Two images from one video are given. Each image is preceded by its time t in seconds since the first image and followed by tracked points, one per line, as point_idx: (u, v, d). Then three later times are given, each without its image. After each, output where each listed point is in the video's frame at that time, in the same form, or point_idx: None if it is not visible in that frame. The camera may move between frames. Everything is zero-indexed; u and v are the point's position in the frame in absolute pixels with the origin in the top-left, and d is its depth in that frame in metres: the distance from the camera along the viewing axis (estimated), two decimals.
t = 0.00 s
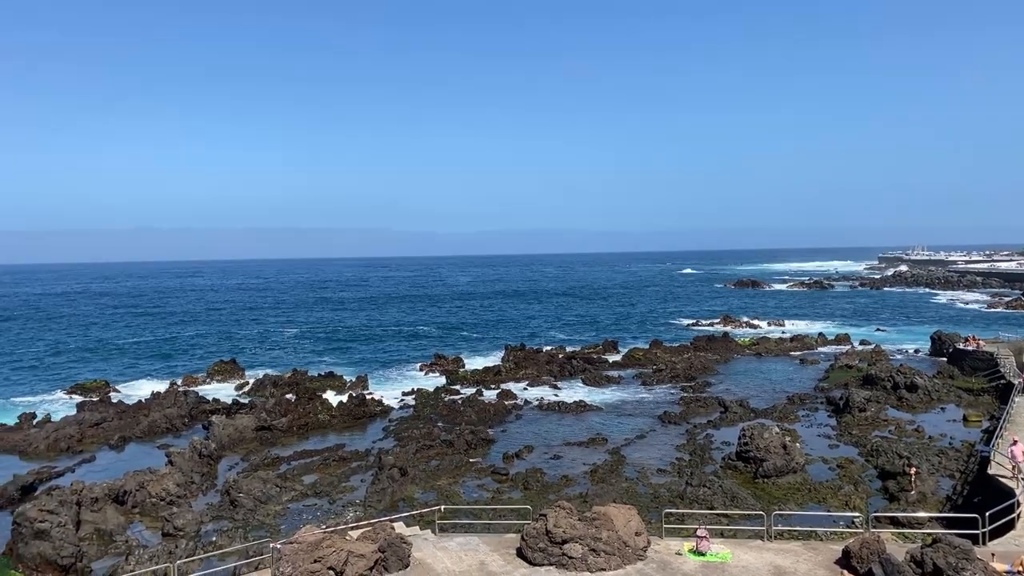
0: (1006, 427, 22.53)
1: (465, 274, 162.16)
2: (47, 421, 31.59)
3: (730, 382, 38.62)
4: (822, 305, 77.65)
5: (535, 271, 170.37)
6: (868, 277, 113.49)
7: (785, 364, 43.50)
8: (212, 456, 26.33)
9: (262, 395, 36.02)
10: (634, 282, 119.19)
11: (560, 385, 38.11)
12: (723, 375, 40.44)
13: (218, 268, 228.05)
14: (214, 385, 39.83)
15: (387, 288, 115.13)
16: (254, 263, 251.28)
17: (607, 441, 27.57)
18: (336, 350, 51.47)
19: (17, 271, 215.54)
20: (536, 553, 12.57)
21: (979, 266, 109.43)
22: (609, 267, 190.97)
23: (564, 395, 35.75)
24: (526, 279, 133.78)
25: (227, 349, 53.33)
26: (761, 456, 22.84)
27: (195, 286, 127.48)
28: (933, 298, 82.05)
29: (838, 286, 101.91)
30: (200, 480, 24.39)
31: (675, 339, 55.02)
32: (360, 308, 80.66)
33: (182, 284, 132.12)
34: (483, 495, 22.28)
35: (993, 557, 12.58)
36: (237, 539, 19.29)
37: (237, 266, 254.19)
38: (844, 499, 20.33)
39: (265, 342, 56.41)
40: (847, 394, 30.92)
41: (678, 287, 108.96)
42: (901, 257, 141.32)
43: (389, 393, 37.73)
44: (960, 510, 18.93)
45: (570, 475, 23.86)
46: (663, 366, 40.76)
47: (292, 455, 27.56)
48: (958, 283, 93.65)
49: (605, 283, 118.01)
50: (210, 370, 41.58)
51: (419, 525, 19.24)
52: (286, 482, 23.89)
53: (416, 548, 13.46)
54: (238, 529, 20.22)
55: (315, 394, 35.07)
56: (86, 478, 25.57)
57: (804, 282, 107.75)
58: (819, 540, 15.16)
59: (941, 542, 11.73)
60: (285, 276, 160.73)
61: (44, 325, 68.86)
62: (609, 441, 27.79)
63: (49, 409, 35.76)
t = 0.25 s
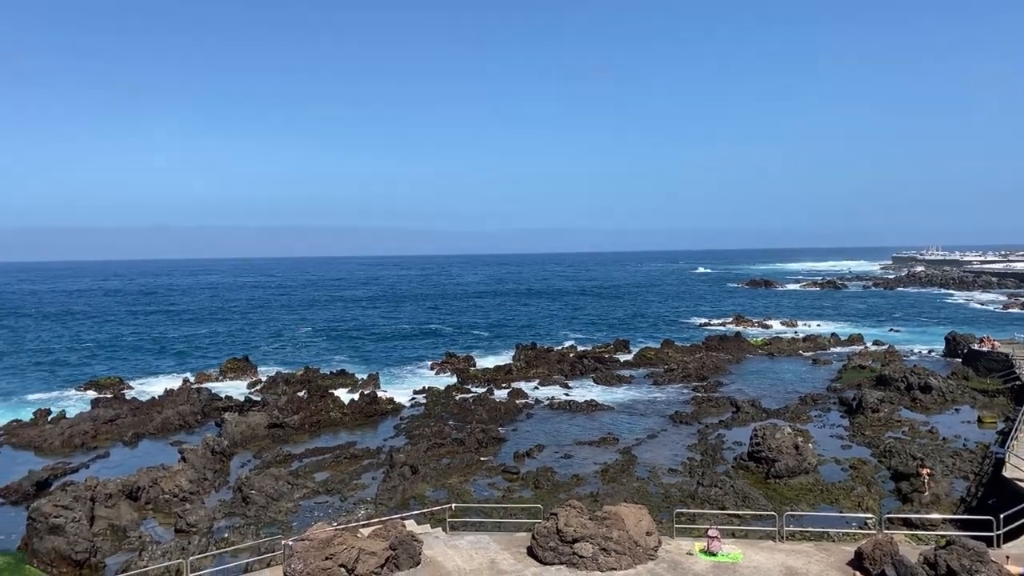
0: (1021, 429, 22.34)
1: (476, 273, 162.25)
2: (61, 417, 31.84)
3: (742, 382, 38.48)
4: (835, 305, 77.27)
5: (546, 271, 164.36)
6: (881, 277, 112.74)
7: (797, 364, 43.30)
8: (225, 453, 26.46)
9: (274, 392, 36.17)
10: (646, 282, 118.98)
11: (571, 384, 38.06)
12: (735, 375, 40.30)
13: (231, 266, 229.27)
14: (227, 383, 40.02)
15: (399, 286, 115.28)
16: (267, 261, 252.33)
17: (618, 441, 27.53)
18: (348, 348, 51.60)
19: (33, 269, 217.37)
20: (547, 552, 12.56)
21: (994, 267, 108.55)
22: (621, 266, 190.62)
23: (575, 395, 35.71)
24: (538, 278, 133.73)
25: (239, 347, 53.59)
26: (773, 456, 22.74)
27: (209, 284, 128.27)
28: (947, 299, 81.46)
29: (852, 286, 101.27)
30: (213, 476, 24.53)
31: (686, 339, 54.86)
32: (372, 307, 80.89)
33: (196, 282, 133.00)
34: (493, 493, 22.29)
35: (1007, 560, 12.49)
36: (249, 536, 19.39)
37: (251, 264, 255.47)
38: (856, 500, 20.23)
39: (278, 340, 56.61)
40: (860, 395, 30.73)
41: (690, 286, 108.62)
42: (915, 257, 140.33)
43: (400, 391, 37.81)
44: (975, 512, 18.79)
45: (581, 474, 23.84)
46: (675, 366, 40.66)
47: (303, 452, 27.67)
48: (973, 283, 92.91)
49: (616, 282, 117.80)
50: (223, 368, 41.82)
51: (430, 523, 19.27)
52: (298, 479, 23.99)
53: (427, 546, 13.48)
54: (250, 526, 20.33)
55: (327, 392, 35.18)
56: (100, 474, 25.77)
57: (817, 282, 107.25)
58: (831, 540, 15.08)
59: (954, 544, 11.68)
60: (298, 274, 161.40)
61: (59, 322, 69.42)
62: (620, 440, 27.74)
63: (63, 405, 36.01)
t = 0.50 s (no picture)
0: None
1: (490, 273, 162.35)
2: (79, 416, 32.13)
3: (757, 383, 38.29)
4: (850, 305, 76.83)
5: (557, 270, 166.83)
6: (898, 278, 111.85)
7: (813, 365, 43.04)
8: (240, 452, 26.60)
9: (289, 392, 36.33)
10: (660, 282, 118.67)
11: (585, 385, 38.00)
12: (750, 376, 40.12)
13: (246, 266, 230.52)
14: (242, 382, 40.24)
15: (413, 287, 115.51)
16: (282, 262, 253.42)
17: (632, 441, 27.48)
18: (362, 348, 51.75)
19: (51, 269, 219.42)
20: (560, 553, 12.56)
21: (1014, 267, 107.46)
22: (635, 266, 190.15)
23: (589, 395, 35.66)
24: (551, 278, 133.66)
25: (255, 347, 53.91)
26: (788, 457, 22.61)
27: (225, 284, 129.08)
28: (965, 300, 80.71)
29: (868, 286, 100.51)
30: (228, 476, 24.67)
31: (701, 339, 54.64)
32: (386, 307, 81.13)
33: (212, 282, 133.87)
34: (507, 494, 22.30)
35: None
36: (263, 535, 19.50)
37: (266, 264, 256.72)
38: (873, 502, 20.08)
39: (292, 340, 56.86)
40: (876, 396, 30.50)
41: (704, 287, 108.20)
42: (933, 257, 139.09)
43: (413, 391, 37.88)
44: (993, 515, 18.61)
45: (595, 475, 23.80)
46: (689, 367, 40.53)
47: (318, 451, 27.78)
48: (992, 284, 91.98)
49: (630, 283, 117.51)
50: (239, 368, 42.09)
51: (444, 523, 19.31)
52: (312, 478, 24.08)
53: (441, 546, 13.50)
54: (265, 524, 20.43)
55: (341, 392, 35.29)
56: (117, 473, 25.99)
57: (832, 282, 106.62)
58: (847, 543, 14.94)
59: (972, 547, 11.55)
60: (313, 275, 162.11)
61: (77, 322, 70.07)
62: (634, 441, 27.69)
63: (81, 404, 36.34)
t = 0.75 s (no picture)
0: None
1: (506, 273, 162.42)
2: (101, 415, 32.47)
3: (776, 384, 38.04)
4: (870, 306, 76.25)
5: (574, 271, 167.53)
6: (918, 278, 110.78)
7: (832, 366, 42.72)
8: (259, 451, 26.77)
9: (307, 391, 36.51)
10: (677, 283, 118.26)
11: (602, 385, 37.93)
12: (768, 377, 39.88)
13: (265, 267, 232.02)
14: (261, 382, 40.51)
15: (430, 287, 115.72)
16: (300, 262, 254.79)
17: (650, 442, 27.41)
18: (379, 348, 51.93)
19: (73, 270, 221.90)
20: (578, 553, 12.57)
21: None
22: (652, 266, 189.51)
23: (606, 396, 35.58)
24: (568, 279, 133.50)
25: (273, 346, 54.28)
26: (807, 459, 22.45)
27: (244, 284, 130.03)
28: (987, 300, 79.82)
29: (888, 287, 99.60)
30: (247, 474, 24.84)
31: (719, 340, 54.39)
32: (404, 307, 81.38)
33: (231, 282, 134.88)
34: (524, 494, 22.30)
35: None
36: (282, 533, 19.61)
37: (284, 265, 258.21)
38: (894, 504, 19.90)
39: (310, 340, 57.12)
40: (897, 397, 30.23)
41: (722, 287, 107.69)
42: (954, 257, 137.64)
43: (430, 391, 37.96)
44: (1017, 519, 18.38)
45: (612, 475, 23.75)
46: (707, 367, 40.36)
47: (336, 451, 27.91)
48: (1014, 284, 90.89)
49: (647, 283, 117.15)
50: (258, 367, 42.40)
51: (461, 523, 19.36)
52: (331, 477, 24.20)
53: (458, 546, 13.52)
54: (284, 523, 20.56)
55: (359, 391, 35.43)
56: (138, 471, 26.23)
57: (851, 282, 105.80)
58: (867, 545, 14.82)
59: (995, 550, 11.43)
60: (330, 275, 162.90)
61: (99, 321, 70.84)
62: (651, 442, 27.61)
63: (102, 403, 36.73)
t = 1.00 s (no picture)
0: None
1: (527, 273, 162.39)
2: (125, 413, 32.85)
3: (798, 385, 37.71)
4: (894, 306, 75.39)
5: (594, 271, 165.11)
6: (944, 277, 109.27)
7: (855, 367, 42.28)
8: (281, 450, 26.94)
9: (328, 390, 36.71)
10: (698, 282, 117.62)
11: (622, 385, 37.81)
12: (791, 377, 39.54)
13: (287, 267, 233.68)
14: (282, 381, 40.80)
15: (450, 287, 115.89)
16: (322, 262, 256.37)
17: (671, 442, 27.27)
18: (400, 348, 52.09)
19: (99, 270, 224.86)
20: (598, 553, 12.50)
21: None
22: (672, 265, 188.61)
23: (627, 396, 35.46)
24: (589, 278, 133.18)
25: (295, 346, 54.67)
26: (830, 460, 22.24)
27: (266, 284, 131.12)
28: (1015, 299, 78.59)
29: (913, 286, 98.38)
30: (269, 473, 25.01)
31: (740, 340, 54.01)
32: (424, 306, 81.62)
33: (254, 282, 136.00)
34: (544, 494, 22.27)
35: None
36: (303, 532, 19.74)
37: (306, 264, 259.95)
38: (919, 507, 19.65)
39: (331, 339, 57.45)
40: (922, 398, 29.85)
41: (743, 286, 106.92)
42: (980, 256, 135.64)
43: (450, 391, 38.00)
44: None
45: (632, 476, 23.67)
46: (728, 367, 40.10)
47: (357, 450, 28.03)
48: None
49: (668, 283, 116.57)
50: (280, 366, 42.71)
51: (481, 522, 19.38)
52: (351, 476, 24.31)
53: (478, 545, 13.52)
54: (305, 522, 20.67)
55: (379, 390, 35.58)
56: (162, 469, 26.49)
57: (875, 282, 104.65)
58: (892, 548, 14.65)
59: None
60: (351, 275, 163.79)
61: (123, 321, 71.70)
62: (672, 442, 27.47)
63: (127, 402, 37.15)
